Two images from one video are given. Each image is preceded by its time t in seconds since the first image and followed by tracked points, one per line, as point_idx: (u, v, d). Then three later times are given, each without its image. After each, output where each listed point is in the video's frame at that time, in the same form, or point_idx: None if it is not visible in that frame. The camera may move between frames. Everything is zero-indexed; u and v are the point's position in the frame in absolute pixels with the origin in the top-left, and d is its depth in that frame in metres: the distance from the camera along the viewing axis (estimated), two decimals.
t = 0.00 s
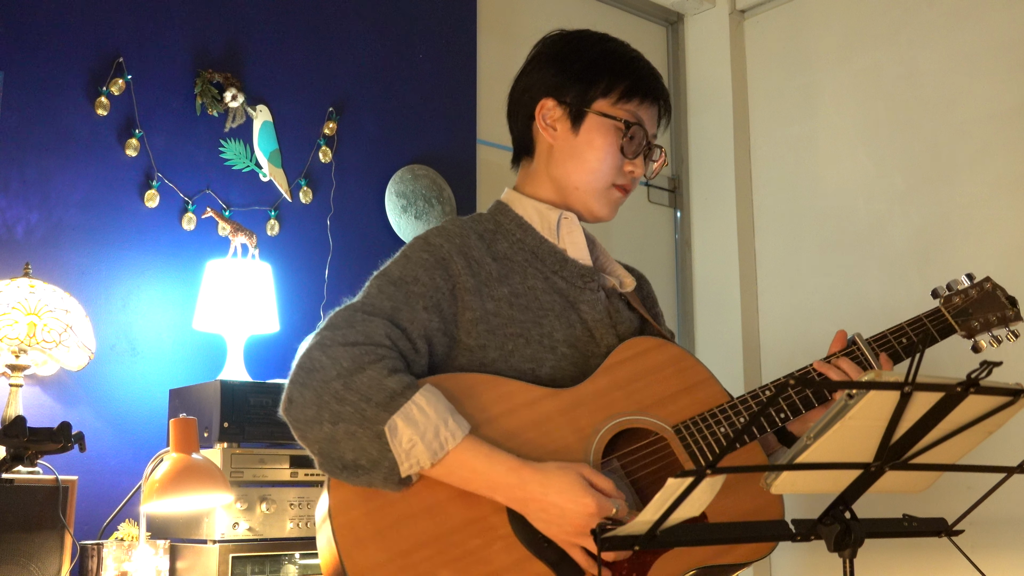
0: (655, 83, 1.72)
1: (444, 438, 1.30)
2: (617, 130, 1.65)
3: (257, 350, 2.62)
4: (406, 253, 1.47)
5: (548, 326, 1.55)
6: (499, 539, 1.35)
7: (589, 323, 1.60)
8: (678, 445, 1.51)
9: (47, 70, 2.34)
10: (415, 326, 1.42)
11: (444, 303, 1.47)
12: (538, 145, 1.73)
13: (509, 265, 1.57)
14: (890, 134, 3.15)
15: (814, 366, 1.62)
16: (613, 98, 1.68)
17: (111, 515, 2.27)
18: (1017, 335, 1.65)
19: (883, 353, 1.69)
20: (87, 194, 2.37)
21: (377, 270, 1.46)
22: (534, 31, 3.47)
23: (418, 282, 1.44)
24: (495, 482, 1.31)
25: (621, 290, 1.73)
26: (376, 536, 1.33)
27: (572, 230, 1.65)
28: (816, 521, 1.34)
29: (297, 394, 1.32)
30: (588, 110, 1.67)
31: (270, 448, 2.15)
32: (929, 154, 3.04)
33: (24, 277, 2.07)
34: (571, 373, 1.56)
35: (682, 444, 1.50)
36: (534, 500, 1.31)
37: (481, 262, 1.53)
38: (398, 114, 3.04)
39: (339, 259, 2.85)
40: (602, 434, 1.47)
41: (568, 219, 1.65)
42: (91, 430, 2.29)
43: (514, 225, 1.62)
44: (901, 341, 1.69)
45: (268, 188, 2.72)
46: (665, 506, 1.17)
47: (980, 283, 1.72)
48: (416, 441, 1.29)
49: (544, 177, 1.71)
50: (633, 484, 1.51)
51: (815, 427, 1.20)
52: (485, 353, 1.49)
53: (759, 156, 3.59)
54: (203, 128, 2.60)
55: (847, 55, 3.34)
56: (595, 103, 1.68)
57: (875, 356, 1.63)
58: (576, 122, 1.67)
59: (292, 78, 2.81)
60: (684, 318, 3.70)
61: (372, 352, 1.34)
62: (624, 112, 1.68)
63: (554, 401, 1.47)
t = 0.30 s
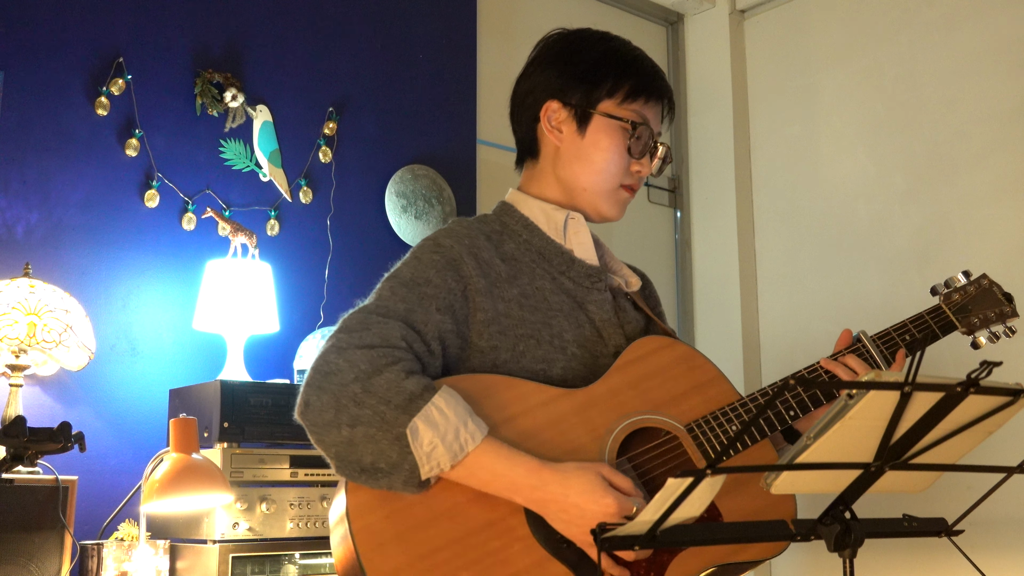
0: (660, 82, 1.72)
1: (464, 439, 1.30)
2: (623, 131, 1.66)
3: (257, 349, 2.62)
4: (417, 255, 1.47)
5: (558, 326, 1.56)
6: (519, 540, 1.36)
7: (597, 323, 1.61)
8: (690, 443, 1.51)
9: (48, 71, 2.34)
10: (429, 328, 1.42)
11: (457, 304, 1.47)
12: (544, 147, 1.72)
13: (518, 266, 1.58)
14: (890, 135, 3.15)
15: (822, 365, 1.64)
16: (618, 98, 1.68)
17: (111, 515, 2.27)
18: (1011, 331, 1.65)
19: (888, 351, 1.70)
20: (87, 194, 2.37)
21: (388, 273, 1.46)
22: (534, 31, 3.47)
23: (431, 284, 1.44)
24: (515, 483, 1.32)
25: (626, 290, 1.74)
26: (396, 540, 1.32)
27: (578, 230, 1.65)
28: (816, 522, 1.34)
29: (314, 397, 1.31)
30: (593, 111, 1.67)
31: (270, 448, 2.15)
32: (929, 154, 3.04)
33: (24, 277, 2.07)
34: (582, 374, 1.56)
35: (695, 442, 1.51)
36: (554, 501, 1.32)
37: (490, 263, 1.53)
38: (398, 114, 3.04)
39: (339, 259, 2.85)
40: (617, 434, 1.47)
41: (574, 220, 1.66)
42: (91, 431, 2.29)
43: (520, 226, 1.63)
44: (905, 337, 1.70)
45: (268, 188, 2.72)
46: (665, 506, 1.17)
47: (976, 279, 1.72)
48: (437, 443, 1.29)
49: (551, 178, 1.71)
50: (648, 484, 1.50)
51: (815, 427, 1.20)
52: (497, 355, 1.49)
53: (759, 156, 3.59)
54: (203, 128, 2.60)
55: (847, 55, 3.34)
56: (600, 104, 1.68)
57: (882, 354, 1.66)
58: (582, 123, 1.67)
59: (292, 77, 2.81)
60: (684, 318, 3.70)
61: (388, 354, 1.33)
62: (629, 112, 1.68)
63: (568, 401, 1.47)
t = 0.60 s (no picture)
0: (663, 80, 1.72)
1: (475, 441, 1.31)
2: (627, 131, 1.65)
3: (257, 349, 2.62)
4: (427, 256, 1.47)
5: (567, 327, 1.56)
6: (531, 541, 1.36)
7: (606, 323, 1.61)
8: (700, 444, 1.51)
9: (48, 71, 2.34)
10: (439, 329, 1.41)
11: (467, 305, 1.46)
12: (548, 148, 1.72)
13: (527, 267, 1.58)
14: (890, 135, 3.15)
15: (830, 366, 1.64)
16: (620, 98, 1.67)
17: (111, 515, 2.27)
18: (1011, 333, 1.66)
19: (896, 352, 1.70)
20: (87, 194, 2.37)
21: (398, 275, 1.45)
22: (534, 31, 3.47)
23: (441, 285, 1.43)
24: (529, 485, 1.32)
25: (635, 290, 1.74)
26: (408, 541, 1.32)
27: (587, 230, 1.65)
28: (816, 522, 1.34)
29: (325, 399, 1.32)
30: (596, 113, 1.66)
31: (270, 448, 2.15)
32: (929, 154, 3.04)
33: (24, 277, 2.07)
34: (590, 374, 1.56)
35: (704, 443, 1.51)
36: (567, 503, 1.32)
37: (500, 264, 1.53)
38: (398, 114, 3.04)
39: (339, 259, 2.85)
40: (627, 434, 1.47)
41: (583, 219, 1.66)
42: (91, 431, 2.29)
43: (528, 227, 1.64)
44: (912, 337, 1.69)
45: (268, 188, 2.72)
46: (665, 506, 1.16)
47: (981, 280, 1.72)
48: (449, 445, 1.30)
49: (557, 179, 1.71)
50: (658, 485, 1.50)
51: (815, 427, 1.19)
52: (507, 356, 1.50)
53: (760, 156, 3.59)
54: (204, 128, 2.60)
55: (847, 55, 3.34)
56: (603, 105, 1.67)
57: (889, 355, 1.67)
58: (585, 125, 1.67)
59: (292, 77, 2.81)
60: (684, 318, 3.70)
61: (400, 356, 1.33)
62: (632, 112, 1.67)
63: (578, 402, 1.47)
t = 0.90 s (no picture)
0: (654, 75, 1.69)
1: (465, 439, 1.30)
2: (616, 131, 1.64)
3: (257, 350, 2.62)
4: (424, 264, 1.48)
5: (570, 329, 1.56)
6: (527, 542, 1.37)
7: (610, 325, 1.60)
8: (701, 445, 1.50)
9: (48, 71, 2.34)
10: (433, 335, 1.43)
11: (464, 310, 1.47)
12: (544, 154, 1.73)
13: (528, 270, 1.58)
14: (890, 135, 3.15)
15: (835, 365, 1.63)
16: (609, 98, 1.66)
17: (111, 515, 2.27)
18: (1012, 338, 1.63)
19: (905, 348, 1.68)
20: (86, 194, 2.37)
21: (394, 283, 1.47)
22: (534, 31, 3.47)
23: (436, 292, 1.45)
24: (525, 480, 1.31)
25: (641, 290, 1.73)
26: (405, 542, 1.33)
27: (590, 232, 1.65)
28: (816, 521, 1.34)
29: (318, 407, 1.32)
30: (584, 115, 1.66)
31: (270, 448, 2.15)
32: (929, 154, 3.04)
33: (24, 277, 2.07)
34: (593, 376, 1.56)
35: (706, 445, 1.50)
36: (565, 496, 1.32)
37: (499, 268, 1.54)
38: (398, 114, 3.04)
39: (339, 259, 2.85)
40: (626, 435, 1.47)
41: (586, 221, 1.66)
42: (91, 430, 2.29)
43: (532, 230, 1.64)
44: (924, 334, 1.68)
45: (268, 188, 2.72)
46: (665, 506, 1.17)
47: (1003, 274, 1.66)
48: (436, 446, 1.29)
49: (554, 183, 1.71)
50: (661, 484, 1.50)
51: (815, 427, 1.19)
52: (508, 359, 1.50)
53: (760, 156, 3.59)
54: (203, 128, 2.60)
55: (847, 55, 3.34)
56: (591, 106, 1.67)
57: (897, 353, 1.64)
58: (574, 128, 1.67)
59: (292, 77, 2.81)
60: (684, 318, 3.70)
61: (391, 361, 1.34)
62: (621, 111, 1.66)
63: (578, 404, 1.47)
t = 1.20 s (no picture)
0: (637, 67, 1.66)
1: (440, 426, 1.31)
2: (597, 130, 1.62)
3: (257, 350, 2.62)
4: (416, 266, 1.51)
5: (565, 328, 1.55)
6: (505, 537, 1.35)
7: (608, 324, 1.60)
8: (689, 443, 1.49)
9: (49, 71, 2.34)
10: (416, 335, 1.45)
11: (451, 310, 1.49)
12: (539, 157, 1.75)
13: (525, 270, 1.58)
14: (890, 134, 3.15)
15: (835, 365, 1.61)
16: (590, 96, 1.64)
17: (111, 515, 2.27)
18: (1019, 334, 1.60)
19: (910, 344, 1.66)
20: (87, 194, 2.37)
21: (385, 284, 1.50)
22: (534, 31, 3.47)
23: (423, 293, 1.48)
24: (502, 462, 1.31)
25: (642, 288, 1.72)
26: (385, 535, 1.33)
27: (588, 232, 1.65)
28: (816, 521, 1.34)
29: (302, 405, 1.34)
30: (567, 117, 1.66)
31: (271, 448, 2.15)
32: (929, 154, 3.04)
33: (24, 277, 2.07)
34: (588, 375, 1.55)
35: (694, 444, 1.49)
36: (545, 472, 1.31)
37: (492, 268, 1.55)
38: (398, 114, 3.04)
39: (339, 259, 2.85)
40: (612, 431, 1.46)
41: (583, 220, 1.66)
42: (91, 430, 2.29)
43: (531, 230, 1.64)
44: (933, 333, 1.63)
45: (268, 188, 2.72)
46: (665, 506, 1.17)
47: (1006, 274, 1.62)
48: (411, 433, 1.30)
49: (548, 186, 1.71)
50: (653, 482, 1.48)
51: (815, 426, 1.20)
52: (499, 359, 1.50)
53: (760, 155, 3.59)
54: (203, 128, 2.60)
55: (847, 56, 3.34)
56: (573, 107, 1.66)
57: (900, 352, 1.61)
58: (558, 131, 1.67)
59: (292, 78, 2.81)
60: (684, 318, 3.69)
61: (369, 358, 1.36)
62: (604, 108, 1.64)
63: (565, 402, 1.46)
